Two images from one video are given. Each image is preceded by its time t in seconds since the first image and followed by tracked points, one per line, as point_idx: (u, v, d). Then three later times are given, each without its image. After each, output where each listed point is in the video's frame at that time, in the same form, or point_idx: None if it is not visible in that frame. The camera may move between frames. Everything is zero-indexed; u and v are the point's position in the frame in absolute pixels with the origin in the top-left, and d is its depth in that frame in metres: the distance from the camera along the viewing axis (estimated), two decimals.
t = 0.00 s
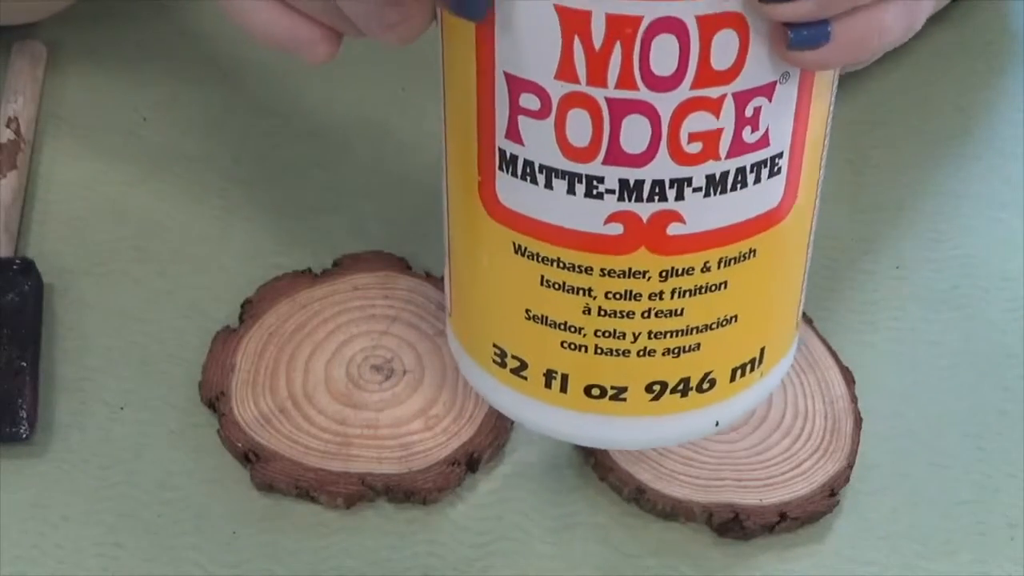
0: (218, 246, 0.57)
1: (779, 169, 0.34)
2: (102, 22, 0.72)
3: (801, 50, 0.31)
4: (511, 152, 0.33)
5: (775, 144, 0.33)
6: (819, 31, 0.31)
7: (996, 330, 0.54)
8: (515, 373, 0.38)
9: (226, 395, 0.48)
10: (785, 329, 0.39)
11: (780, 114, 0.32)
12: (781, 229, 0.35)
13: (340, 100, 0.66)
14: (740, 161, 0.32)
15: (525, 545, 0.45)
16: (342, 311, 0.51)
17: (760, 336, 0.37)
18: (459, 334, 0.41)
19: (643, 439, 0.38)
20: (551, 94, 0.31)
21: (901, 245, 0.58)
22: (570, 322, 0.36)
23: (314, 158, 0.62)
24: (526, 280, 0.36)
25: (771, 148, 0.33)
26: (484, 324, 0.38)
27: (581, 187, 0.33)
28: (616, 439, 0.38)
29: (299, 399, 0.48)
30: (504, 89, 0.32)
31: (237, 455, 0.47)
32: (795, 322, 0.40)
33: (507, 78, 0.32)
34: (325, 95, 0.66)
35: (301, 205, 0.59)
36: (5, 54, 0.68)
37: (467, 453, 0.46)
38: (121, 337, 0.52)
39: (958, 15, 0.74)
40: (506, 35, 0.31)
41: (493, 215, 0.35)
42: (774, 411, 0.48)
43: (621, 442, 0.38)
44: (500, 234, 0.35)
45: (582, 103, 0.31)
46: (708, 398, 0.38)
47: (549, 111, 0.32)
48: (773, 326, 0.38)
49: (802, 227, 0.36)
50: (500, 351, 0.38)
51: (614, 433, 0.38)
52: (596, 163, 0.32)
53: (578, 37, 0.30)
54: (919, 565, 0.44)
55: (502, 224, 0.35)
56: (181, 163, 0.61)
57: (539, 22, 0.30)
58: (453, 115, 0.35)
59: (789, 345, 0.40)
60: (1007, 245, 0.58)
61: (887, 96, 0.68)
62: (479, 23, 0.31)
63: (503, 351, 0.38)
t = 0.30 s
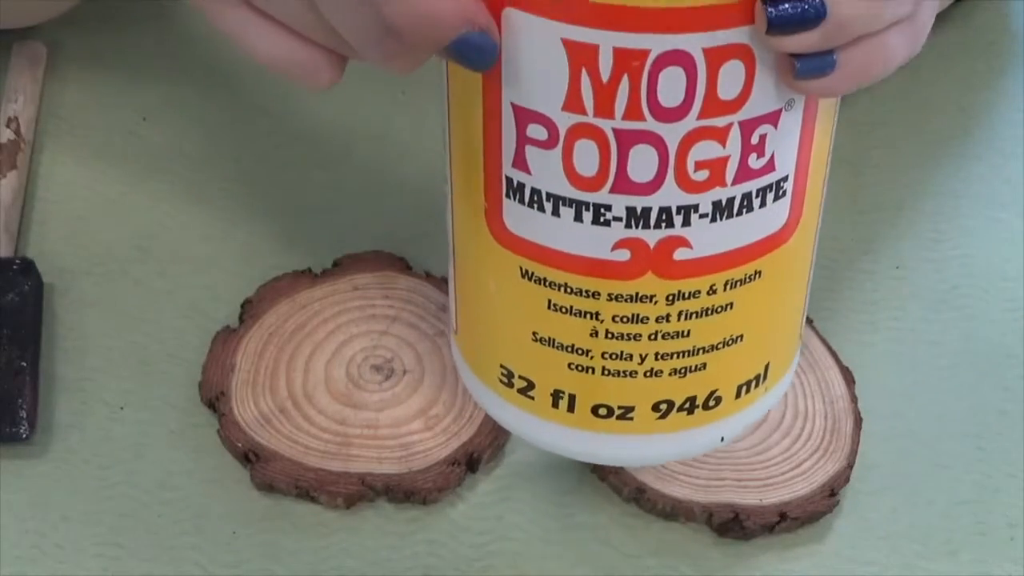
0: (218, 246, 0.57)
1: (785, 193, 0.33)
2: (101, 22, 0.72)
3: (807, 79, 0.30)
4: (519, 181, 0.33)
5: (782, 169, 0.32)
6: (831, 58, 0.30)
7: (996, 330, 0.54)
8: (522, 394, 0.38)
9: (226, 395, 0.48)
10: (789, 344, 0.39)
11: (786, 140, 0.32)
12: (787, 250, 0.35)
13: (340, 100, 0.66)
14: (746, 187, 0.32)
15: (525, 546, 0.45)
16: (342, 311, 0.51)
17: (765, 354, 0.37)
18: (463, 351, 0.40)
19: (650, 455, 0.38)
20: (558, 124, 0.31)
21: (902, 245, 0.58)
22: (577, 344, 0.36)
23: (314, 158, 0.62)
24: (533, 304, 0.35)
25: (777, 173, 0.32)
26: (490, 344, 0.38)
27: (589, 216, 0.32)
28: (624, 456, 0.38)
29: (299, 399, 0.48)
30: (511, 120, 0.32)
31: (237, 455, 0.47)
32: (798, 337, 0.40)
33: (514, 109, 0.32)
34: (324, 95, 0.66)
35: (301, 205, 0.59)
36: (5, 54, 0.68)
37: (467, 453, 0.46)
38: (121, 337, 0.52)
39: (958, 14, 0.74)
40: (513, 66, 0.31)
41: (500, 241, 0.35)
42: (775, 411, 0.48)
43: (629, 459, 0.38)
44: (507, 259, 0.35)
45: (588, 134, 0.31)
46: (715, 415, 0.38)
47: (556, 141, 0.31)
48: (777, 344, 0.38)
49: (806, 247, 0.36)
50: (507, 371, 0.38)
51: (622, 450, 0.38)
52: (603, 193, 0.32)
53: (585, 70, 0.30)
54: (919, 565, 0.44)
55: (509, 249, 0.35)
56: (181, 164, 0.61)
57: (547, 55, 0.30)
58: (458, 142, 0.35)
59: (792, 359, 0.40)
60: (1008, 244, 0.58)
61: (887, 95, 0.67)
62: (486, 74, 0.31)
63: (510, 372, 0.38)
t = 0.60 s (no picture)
0: (219, 245, 0.57)
1: (787, 220, 0.32)
2: (101, 21, 0.72)
3: (809, 109, 0.29)
4: (521, 207, 0.32)
5: (784, 195, 0.31)
6: (833, 87, 0.29)
7: (996, 330, 0.54)
8: (525, 416, 0.37)
9: (226, 395, 0.48)
10: (792, 365, 0.38)
11: (789, 167, 0.31)
12: (791, 272, 0.34)
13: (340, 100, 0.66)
14: (748, 214, 0.31)
15: (525, 546, 0.45)
16: (341, 311, 0.51)
17: (768, 376, 0.36)
18: (464, 370, 0.39)
19: (654, 477, 0.37)
20: (560, 150, 0.30)
21: (902, 245, 0.58)
22: (580, 367, 0.34)
23: (314, 158, 0.62)
24: (535, 328, 0.34)
25: (780, 200, 0.31)
26: (493, 366, 0.37)
27: (591, 242, 0.31)
28: (627, 479, 0.37)
29: (300, 399, 0.48)
30: (513, 147, 0.31)
31: (237, 455, 0.47)
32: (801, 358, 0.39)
33: (517, 136, 0.31)
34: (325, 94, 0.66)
35: (301, 205, 0.59)
36: (5, 55, 0.68)
37: (467, 453, 0.46)
38: (121, 337, 0.52)
39: (959, 14, 0.74)
40: (515, 92, 0.30)
41: (503, 267, 0.34)
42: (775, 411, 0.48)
43: (632, 482, 0.37)
44: (509, 283, 0.34)
45: (590, 161, 0.30)
46: (718, 437, 0.37)
47: (559, 167, 0.30)
48: (780, 365, 0.37)
49: (809, 269, 0.35)
50: (509, 394, 0.37)
51: (625, 473, 0.37)
52: (606, 220, 0.31)
53: (588, 100, 0.29)
54: (919, 565, 0.44)
55: (512, 274, 0.33)
56: (181, 163, 0.61)
57: (550, 83, 0.29)
58: (462, 165, 0.34)
59: (794, 381, 0.39)
60: (1008, 244, 0.58)
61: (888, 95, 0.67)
62: (490, 104, 0.30)
63: (513, 395, 0.37)
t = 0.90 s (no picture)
0: (218, 245, 0.57)
1: (791, 222, 0.32)
2: (101, 21, 0.72)
3: (815, 112, 0.29)
4: (526, 212, 0.32)
5: (789, 198, 0.31)
6: (838, 89, 0.29)
7: (996, 330, 0.54)
8: (530, 419, 0.37)
9: (226, 395, 0.48)
10: (796, 367, 0.38)
11: (794, 170, 0.31)
12: (796, 274, 0.34)
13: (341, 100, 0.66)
14: (753, 217, 0.31)
15: (524, 546, 0.45)
16: (341, 311, 0.51)
17: (773, 378, 0.36)
18: (469, 373, 0.39)
19: (660, 480, 0.37)
20: (566, 155, 0.30)
21: (902, 246, 0.58)
22: (585, 371, 0.34)
23: (314, 158, 0.62)
24: (540, 331, 0.34)
25: (785, 203, 0.31)
26: (498, 369, 0.37)
27: (597, 246, 0.31)
28: (634, 481, 0.37)
29: (300, 399, 0.48)
30: (518, 152, 0.31)
31: (237, 455, 0.47)
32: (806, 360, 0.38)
33: (522, 141, 0.31)
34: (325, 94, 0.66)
35: (301, 205, 0.59)
36: (5, 54, 0.67)
37: (467, 453, 0.46)
38: (120, 337, 0.52)
39: (960, 15, 0.74)
40: (520, 96, 0.30)
41: (509, 271, 0.34)
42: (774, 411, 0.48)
43: (638, 484, 0.37)
44: (514, 286, 0.34)
45: (596, 165, 0.30)
46: (723, 439, 0.37)
47: (564, 172, 0.30)
48: (785, 367, 0.37)
49: (813, 271, 0.35)
50: (515, 397, 0.37)
51: (631, 475, 0.37)
52: (612, 224, 0.31)
53: (593, 103, 0.29)
54: (918, 565, 0.45)
55: (517, 278, 0.33)
56: (181, 163, 0.61)
57: (555, 88, 0.29)
58: (466, 170, 0.34)
59: (798, 382, 0.39)
60: (1008, 244, 0.58)
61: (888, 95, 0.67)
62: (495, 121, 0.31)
63: (518, 398, 0.37)
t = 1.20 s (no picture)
0: (218, 245, 0.57)
1: (797, 222, 0.32)
2: (101, 21, 0.72)
3: (821, 108, 0.29)
4: (531, 208, 0.32)
5: (794, 198, 0.31)
6: (844, 86, 0.29)
7: (996, 330, 0.54)
8: (534, 420, 0.37)
9: (226, 395, 0.48)
10: (802, 373, 0.37)
11: (800, 168, 0.31)
12: (802, 275, 0.34)
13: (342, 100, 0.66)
14: (759, 215, 0.31)
15: (524, 546, 0.45)
16: (341, 312, 0.51)
17: (779, 382, 0.36)
18: (473, 374, 0.39)
19: (664, 484, 0.37)
20: (571, 151, 0.30)
21: (903, 245, 0.58)
22: (589, 371, 0.34)
23: (315, 158, 0.62)
24: (544, 330, 0.34)
25: (791, 202, 0.31)
26: (501, 369, 0.37)
27: (601, 243, 0.31)
28: (637, 485, 0.37)
29: (300, 399, 0.48)
30: (523, 147, 0.31)
31: (237, 455, 0.47)
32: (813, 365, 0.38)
33: (527, 136, 0.30)
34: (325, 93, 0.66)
35: (301, 205, 0.59)
36: (5, 54, 0.67)
37: (467, 453, 0.46)
38: (120, 337, 0.52)
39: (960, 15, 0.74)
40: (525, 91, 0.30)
41: (513, 270, 0.34)
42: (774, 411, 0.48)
43: (642, 488, 0.37)
44: (518, 285, 0.34)
45: (600, 161, 0.30)
46: (728, 443, 0.36)
47: (569, 168, 0.30)
48: (791, 371, 0.36)
49: (820, 274, 0.35)
50: (518, 398, 0.37)
51: (634, 478, 0.37)
52: (616, 221, 0.31)
53: (598, 98, 0.28)
54: (918, 565, 0.45)
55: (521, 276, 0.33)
56: (181, 163, 0.61)
57: (560, 82, 0.29)
58: (473, 172, 0.34)
59: (806, 388, 0.39)
60: (1008, 244, 0.58)
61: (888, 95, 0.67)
62: (502, 125, 0.31)
63: (522, 399, 0.36)
